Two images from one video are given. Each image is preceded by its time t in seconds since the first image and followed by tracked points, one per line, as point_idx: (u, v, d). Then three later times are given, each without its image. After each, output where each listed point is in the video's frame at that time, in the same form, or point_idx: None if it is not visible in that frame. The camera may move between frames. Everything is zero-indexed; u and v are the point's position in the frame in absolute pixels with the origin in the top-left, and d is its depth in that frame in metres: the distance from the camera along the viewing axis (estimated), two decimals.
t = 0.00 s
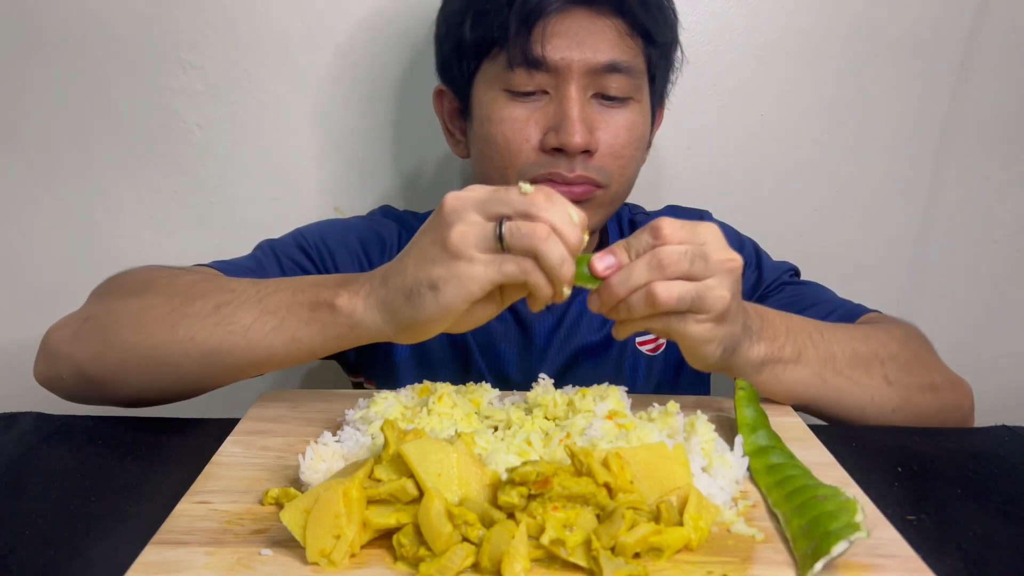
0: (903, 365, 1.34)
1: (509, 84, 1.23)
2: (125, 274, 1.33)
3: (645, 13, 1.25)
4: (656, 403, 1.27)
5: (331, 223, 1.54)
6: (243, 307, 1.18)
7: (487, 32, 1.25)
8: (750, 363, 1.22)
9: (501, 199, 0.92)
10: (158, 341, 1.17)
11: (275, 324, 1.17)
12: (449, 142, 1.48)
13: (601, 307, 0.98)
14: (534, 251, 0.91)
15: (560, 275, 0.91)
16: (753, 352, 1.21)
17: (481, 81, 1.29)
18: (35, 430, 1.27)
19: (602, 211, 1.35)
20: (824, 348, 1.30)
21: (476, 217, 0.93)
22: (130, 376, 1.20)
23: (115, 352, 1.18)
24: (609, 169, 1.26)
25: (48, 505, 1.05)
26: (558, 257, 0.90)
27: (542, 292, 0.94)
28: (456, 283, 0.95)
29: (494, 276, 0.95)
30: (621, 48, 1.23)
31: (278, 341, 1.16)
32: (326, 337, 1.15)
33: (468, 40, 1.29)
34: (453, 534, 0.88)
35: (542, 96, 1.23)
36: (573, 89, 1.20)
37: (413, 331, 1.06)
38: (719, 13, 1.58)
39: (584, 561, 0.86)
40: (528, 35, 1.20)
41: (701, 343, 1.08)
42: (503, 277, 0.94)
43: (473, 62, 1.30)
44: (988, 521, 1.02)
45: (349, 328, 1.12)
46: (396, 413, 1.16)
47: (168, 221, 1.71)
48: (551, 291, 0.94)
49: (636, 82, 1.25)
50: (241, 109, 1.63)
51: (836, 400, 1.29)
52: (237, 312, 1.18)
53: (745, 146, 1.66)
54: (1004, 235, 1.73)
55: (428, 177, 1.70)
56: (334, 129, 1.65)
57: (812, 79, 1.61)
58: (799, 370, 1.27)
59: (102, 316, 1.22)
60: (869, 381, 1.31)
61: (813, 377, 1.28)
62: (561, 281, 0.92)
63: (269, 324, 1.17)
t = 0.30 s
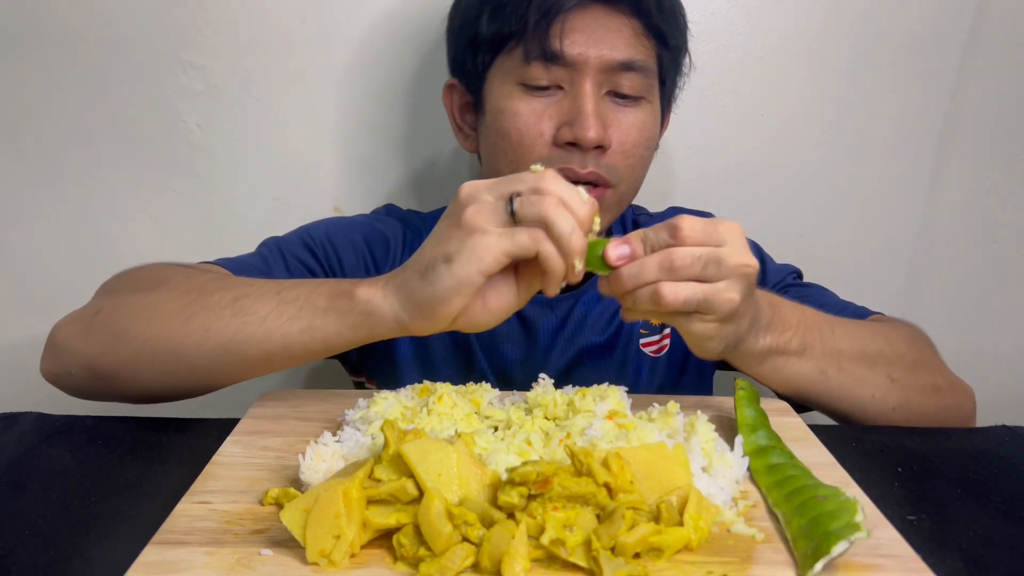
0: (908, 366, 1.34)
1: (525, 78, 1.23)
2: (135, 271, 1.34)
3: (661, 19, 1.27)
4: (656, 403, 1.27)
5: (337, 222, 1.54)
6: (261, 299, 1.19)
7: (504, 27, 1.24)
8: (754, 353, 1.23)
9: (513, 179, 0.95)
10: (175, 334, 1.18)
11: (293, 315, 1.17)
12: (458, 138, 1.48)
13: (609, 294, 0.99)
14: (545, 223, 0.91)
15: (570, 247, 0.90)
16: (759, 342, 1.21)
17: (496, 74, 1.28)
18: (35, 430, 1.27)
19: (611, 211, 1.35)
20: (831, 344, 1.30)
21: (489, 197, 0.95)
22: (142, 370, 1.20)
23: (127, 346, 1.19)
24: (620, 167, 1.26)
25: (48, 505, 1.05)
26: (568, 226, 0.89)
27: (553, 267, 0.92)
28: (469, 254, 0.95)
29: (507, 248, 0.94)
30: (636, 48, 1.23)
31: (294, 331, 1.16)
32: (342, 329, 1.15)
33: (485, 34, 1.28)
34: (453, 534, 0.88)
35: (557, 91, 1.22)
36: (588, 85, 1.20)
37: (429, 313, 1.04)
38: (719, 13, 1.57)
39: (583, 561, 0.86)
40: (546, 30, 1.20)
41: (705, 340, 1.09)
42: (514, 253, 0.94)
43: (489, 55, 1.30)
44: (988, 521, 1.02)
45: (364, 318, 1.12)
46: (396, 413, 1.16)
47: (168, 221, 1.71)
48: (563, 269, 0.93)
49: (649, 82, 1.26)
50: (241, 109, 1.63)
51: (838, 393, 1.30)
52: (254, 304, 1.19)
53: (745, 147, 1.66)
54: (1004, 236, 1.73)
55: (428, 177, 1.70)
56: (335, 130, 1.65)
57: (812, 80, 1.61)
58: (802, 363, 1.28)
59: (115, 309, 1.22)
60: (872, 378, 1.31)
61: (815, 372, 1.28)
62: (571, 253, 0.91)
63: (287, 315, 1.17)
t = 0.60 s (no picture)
0: (915, 366, 1.34)
1: (538, 75, 1.23)
2: (142, 266, 1.34)
3: (675, 23, 1.29)
4: (656, 403, 1.27)
5: (340, 220, 1.54)
6: (269, 285, 1.19)
7: (519, 23, 1.24)
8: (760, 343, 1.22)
9: (529, 167, 1.00)
10: (182, 322, 1.18)
11: (301, 297, 1.17)
12: (465, 134, 1.48)
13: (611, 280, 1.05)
14: (560, 200, 0.95)
15: (583, 223, 0.94)
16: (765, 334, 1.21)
17: (509, 69, 1.28)
18: (35, 430, 1.27)
19: (617, 209, 1.35)
20: (841, 340, 1.28)
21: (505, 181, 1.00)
22: (149, 359, 1.19)
23: (135, 335, 1.19)
24: (628, 167, 1.27)
25: (48, 505, 1.05)
26: (582, 202, 0.94)
27: (567, 242, 0.94)
28: (483, 223, 0.96)
29: (520, 221, 0.95)
30: (648, 50, 1.24)
31: (302, 314, 1.16)
32: (349, 309, 1.14)
33: (499, 29, 1.28)
34: (453, 534, 0.88)
35: (569, 89, 1.22)
36: (601, 85, 1.21)
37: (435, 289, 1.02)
38: (719, 13, 1.57)
39: (583, 561, 0.86)
40: (562, 28, 1.20)
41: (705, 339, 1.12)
42: (527, 227, 0.95)
43: (501, 51, 1.29)
44: (988, 521, 1.02)
45: (371, 296, 1.11)
46: (396, 413, 1.16)
47: (168, 221, 1.71)
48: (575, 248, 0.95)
49: (658, 85, 1.27)
50: (241, 109, 1.63)
51: (840, 389, 1.30)
52: (262, 291, 1.19)
53: (745, 147, 1.66)
54: (1004, 237, 1.73)
55: (428, 178, 1.70)
56: (335, 131, 1.65)
57: (812, 80, 1.61)
58: (804, 357, 1.27)
59: (122, 300, 1.23)
60: (876, 377, 1.31)
61: (815, 366, 1.28)
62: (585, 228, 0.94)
63: (295, 297, 1.17)
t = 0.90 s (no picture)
0: (920, 372, 1.33)
1: (541, 71, 1.23)
2: (139, 272, 1.33)
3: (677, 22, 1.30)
4: (656, 403, 1.27)
5: (342, 222, 1.54)
6: (268, 306, 1.18)
7: (522, 22, 1.24)
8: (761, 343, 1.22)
9: (516, 173, 0.93)
10: (183, 341, 1.18)
11: (303, 323, 1.17)
12: (468, 132, 1.48)
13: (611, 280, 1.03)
14: (560, 216, 0.92)
15: (587, 236, 0.92)
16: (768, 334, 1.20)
17: (512, 67, 1.28)
18: (35, 430, 1.27)
19: (619, 209, 1.35)
20: (844, 348, 1.27)
21: (496, 194, 0.94)
22: (153, 374, 1.20)
23: (137, 351, 1.19)
24: (630, 164, 1.27)
25: (48, 506, 1.05)
26: (584, 216, 0.91)
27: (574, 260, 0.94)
28: (484, 262, 0.95)
29: (522, 251, 0.95)
30: (650, 47, 1.24)
31: (306, 341, 1.17)
32: (352, 337, 1.15)
33: (502, 29, 1.28)
34: (453, 534, 0.88)
35: (572, 86, 1.22)
36: (604, 81, 1.21)
37: (443, 317, 1.04)
38: (719, 13, 1.57)
39: (584, 562, 0.86)
40: (565, 25, 1.20)
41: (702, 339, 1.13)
42: (532, 251, 0.95)
43: (504, 49, 1.29)
44: (988, 521, 1.02)
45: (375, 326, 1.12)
46: (396, 413, 1.16)
47: (167, 220, 1.71)
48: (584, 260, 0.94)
49: (660, 82, 1.27)
50: (241, 109, 1.63)
51: (839, 392, 1.30)
52: (261, 311, 1.18)
53: (746, 148, 1.66)
54: (1004, 237, 1.73)
55: (429, 178, 1.70)
56: (335, 131, 1.65)
57: (812, 80, 1.61)
58: (805, 359, 1.27)
59: (121, 313, 1.22)
60: (879, 383, 1.31)
61: (816, 371, 1.28)
62: (592, 235, 0.92)
63: (297, 323, 1.17)
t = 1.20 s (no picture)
0: (912, 358, 1.34)
1: (526, 72, 1.24)
2: (138, 273, 1.33)
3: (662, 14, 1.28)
4: (656, 403, 1.27)
5: (341, 224, 1.54)
6: (269, 303, 1.19)
7: (506, 24, 1.25)
8: (756, 327, 1.21)
9: (503, 182, 0.88)
10: (185, 341, 1.18)
11: (305, 320, 1.17)
12: (463, 136, 1.49)
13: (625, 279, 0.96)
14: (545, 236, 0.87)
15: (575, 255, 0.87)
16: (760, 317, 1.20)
17: (499, 70, 1.29)
18: (35, 430, 1.27)
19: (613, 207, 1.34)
20: (834, 325, 1.29)
21: (481, 204, 0.90)
22: (155, 376, 1.21)
23: (139, 352, 1.19)
24: (620, 163, 1.26)
25: (48, 505, 1.05)
26: (570, 238, 0.86)
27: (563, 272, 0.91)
28: (471, 275, 0.96)
29: (508, 265, 0.94)
30: (636, 43, 1.24)
31: (310, 337, 1.17)
32: (353, 328, 1.16)
33: (489, 32, 1.29)
34: (453, 534, 0.88)
35: (557, 86, 1.23)
36: (588, 79, 1.21)
37: (438, 315, 1.07)
38: (718, 12, 1.57)
39: (583, 562, 0.86)
40: (547, 26, 1.20)
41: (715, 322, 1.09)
42: (517, 265, 0.94)
43: (491, 54, 1.30)
44: (988, 521, 1.02)
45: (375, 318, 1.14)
46: (396, 413, 1.16)
47: (168, 220, 1.71)
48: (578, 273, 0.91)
49: (649, 77, 1.27)
50: (241, 109, 1.63)
51: (838, 375, 1.29)
52: (263, 308, 1.18)
53: (747, 148, 1.66)
54: (1005, 237, 1.73)
55: (429, 178, 1.70)
56: (335, 131, 1.65)
57: (811, 80, 1.61)
58: (801, 343, 1.26)
59: (121, 315, 1.22)
60: (875, 365, 1.30)
61: (814, 353, 1.27)
62: (580, 256, 0.87)
63: (298, 319, 1.17)
